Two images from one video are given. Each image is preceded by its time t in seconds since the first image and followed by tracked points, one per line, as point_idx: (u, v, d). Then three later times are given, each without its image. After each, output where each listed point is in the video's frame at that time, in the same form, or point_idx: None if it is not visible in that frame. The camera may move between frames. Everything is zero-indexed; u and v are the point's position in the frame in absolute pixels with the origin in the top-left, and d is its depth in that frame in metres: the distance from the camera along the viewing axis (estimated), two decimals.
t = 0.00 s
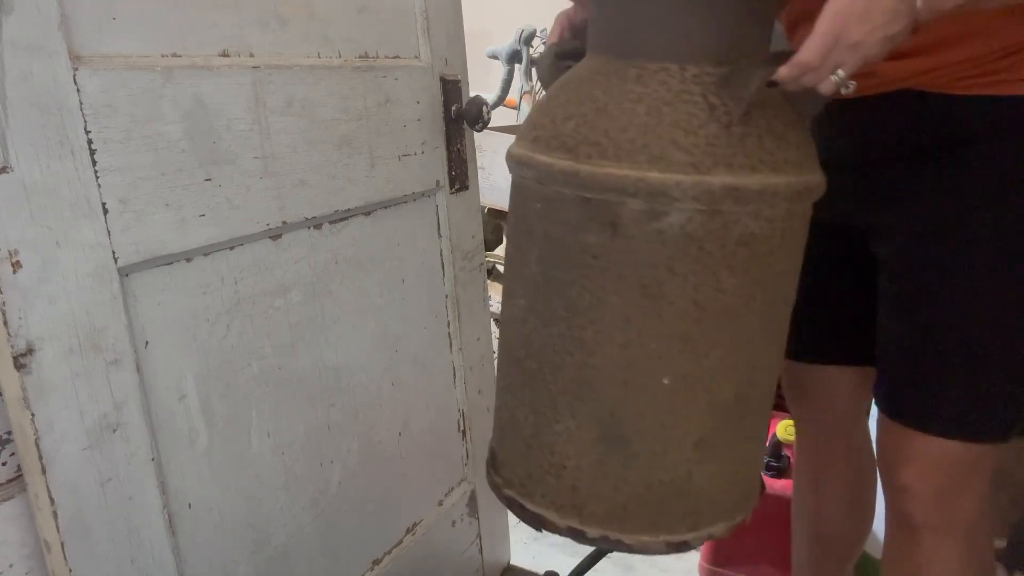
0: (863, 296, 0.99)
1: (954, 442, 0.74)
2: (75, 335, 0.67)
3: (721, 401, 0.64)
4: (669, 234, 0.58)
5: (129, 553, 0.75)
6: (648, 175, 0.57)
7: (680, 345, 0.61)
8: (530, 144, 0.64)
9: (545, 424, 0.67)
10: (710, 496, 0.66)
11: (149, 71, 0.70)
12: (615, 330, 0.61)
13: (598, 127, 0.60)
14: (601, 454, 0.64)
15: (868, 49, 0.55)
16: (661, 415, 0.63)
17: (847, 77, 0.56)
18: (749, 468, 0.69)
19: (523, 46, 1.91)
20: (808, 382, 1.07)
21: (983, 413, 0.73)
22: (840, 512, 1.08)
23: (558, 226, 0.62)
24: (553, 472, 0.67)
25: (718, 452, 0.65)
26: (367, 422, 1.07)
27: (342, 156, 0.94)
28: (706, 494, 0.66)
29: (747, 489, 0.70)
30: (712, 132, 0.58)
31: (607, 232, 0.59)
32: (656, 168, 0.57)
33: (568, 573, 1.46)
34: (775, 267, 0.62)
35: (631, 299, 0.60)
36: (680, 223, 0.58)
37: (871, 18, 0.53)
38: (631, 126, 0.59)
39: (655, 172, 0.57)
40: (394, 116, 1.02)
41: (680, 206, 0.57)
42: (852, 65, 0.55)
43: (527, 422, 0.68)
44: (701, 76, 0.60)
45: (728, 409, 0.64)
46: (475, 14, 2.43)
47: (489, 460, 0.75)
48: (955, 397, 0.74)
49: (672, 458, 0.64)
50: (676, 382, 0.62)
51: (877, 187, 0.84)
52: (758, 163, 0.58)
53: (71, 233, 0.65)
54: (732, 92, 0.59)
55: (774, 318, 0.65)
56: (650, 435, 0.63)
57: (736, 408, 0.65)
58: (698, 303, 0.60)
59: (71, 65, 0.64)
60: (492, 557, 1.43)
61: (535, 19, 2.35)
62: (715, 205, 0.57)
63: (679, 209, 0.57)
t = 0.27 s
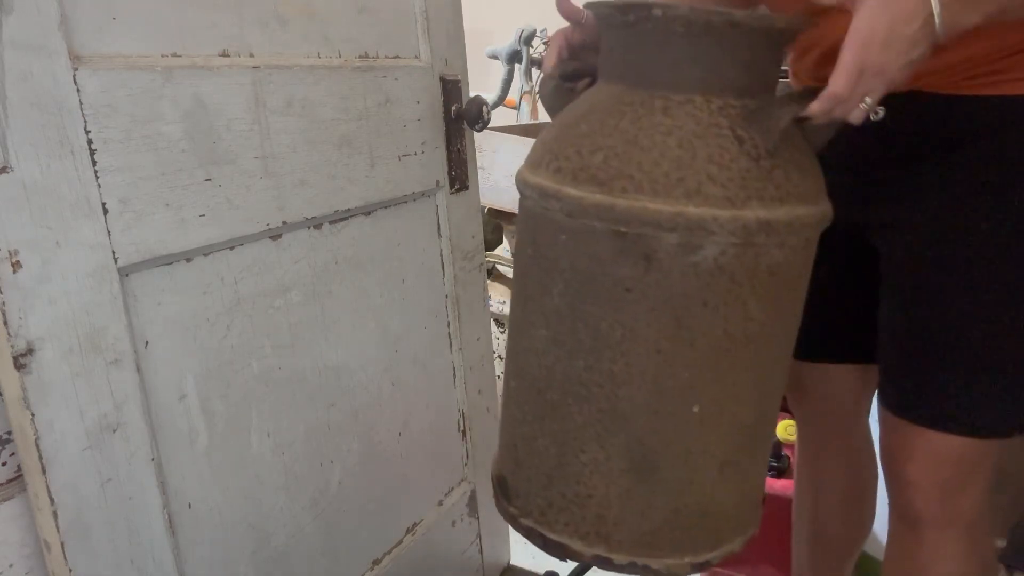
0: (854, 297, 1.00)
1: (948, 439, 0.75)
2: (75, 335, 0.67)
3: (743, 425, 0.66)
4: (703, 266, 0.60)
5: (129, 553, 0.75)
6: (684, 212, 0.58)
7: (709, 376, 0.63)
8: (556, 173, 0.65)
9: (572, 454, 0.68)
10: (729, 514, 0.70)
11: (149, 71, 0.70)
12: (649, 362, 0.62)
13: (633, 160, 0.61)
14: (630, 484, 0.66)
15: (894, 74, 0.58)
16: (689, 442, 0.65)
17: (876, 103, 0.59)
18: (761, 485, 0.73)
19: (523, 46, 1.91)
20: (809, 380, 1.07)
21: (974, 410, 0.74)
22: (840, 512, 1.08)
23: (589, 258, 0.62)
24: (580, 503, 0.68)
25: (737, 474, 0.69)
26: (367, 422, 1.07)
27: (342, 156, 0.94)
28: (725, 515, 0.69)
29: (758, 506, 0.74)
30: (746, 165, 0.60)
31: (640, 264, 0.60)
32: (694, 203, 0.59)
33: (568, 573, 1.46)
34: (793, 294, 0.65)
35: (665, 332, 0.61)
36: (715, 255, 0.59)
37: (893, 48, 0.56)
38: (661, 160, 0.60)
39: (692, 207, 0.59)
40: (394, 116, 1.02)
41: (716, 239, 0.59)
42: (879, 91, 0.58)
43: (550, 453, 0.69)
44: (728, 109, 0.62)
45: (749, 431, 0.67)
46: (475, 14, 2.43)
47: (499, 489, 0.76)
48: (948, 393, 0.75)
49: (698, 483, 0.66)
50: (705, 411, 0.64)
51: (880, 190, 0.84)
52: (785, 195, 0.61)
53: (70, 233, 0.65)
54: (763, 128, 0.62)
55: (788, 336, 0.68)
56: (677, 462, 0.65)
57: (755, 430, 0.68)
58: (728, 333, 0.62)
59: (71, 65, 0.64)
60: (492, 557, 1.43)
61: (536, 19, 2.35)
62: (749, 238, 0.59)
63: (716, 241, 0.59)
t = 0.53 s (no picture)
0: (856, 298, 1.01)
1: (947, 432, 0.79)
2: (75, 335, 0.67)
3: (746, 426, 0.70)
4: (708, 276, 0.63)
5: (128, 553, 0.75)
6: (691, 225, 0.62)
7: (714, 381, 0.66)
8: (562, 187, 0.68)
9: (581, 461, 0.71)
10: (734, 513, 0.74)
11: (149, 71, 0.70)
12: (656, 369, 0.66)
13: (636, 174, 0.64)
14: (638, 487, 0.70)
15: (888, 87, 0.62)
16: (695, 445, 0.69)
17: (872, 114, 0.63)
18: (764, 483, 0.77)
19: (523, 46, 1.91)
20: (811, 381, 1.08)
21: (966, 404, 0.77)
22: (842, 511, 1.09)
23: (596, 270, 0.66)
24: (591, 507, 0.72)
25: (741, 475, 0.73)
26: (367, 422, 1.07)
27: (342, 156, 0.94)
28: (729, 514, 0.73)
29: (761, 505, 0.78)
30: (746, 176, 0.64)
31: (647, 276, 0.64)
32: (698, 216, 0.62)
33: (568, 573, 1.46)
34: (793, 300, 0.68)
35: (672, 341, 0.65)
36: (719, 266, 0.63)
37: (887, 64, 0.60)
38: (665, 175, 0.63)
39: (697, 220, 0.62)
40: (394, 116, 1.02)
41: (720, 250, 0.62)
42: (874, 103, 0.62)
43: (561, 460, 0.73)
44: (728, 123, 0.66)
45: (752, 432, 0.71)
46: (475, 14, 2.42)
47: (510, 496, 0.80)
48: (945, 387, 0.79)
49: (704, 484, 0.70)
50: (710, 415, 0.68)
51: (883, 190, 0.87)
52: (785, 207, 0.65)
53: (70, 233, 0.65)
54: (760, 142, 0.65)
55: (790, 338, 0.71)
56: (683, 465, 0.69)
57: (758, 430, 0.72)
58: (732, 340, 0.65)
59: (71, 65, 0.64)
60: (492, 557, 1.43)
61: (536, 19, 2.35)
62: (752, 249, 0.63)
63: (720, 252, 0.62)
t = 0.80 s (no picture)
0: (854, 297, 1.02)
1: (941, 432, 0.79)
2: (75, 335, 0.67)
3: (744, 423, 0.73)
4: (700, 278, 0.66)
5: (128, 553, 0.75)
6: (681, 230, 0.65)
7: (710, 380, 0.69)
8: (561, 197, 0.72)
9: (584, 458, 0.75)
10: (737, 508, 0.76)
11: (149, 71, 0.70)
12: (652, 370, 0.69)
13: (628, 182, 0.67)
14: (640, 484, 0.73)
15: (872, 96, 0.64)
16: (694, 443, 0.71)
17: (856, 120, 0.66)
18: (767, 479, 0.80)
19: (523, 46, 1.91)
20: (816, 381, 1.08)
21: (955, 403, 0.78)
22: (847, 511, 1.09)
23: (593, 274, 0.69)
24: (595, 503, 0.75)
25: (743, 471, 0.75)
26: (368, 421, 1.07)
27: (342, 156, 0.94)
28: (728, 511, 0.76)
29: (765, 500, 0.81)
30: (735, 182, 0.66)
31: (641, 279, 0.67)
32: (687, 221, 0.65)
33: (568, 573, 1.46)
34: (787, 301, 0.71)
35: (668, 342, 0.68)
36: (710, 269, 0.66)
37: (871, 73, 0.63)
38: (657, 182, 0.66)
39: (686, 224, 0.65)
40: (394, 116, 1.02)
41: (710, 254, 0.65)
42: (858, 110, 0.65)
43: (565, 457, 0.76)
44: (718, 131, 0.68)
45: (751, 429, 0.74)
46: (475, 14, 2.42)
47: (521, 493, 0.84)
48: (934, 387, 0.79)
49: (704, 480, 0.73)
50: (707, 413, 0.70)
51: (872, 195, 0.89)
52: (775, 212, 0.67)
53: (70, 232, 0.65)
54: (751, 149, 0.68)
55: (787, 338, 0.73)
56: (682, 462, 0.72)
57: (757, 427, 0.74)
58: (726, 340, 0.68)
59: (71, 65, 0.64)
60: (492, 557, 1.43)
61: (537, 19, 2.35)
62: (741, 253, 0.65)
63: (710, 256, 0.65)
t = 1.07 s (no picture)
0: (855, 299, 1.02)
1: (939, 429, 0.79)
2: (75, 335, 0.67)
3: (722, 413, 0.76)
4: (669, 270, 0.71)
5: (128, 553, 0.75)
6: (650, 223, 0.70)
7: (682, 367, 0.74)
8: (558, 194, 0.79)
9: (570, 435, 0.82)
10: (717, 497, 0.79)
11: (149, 71, 0.70)
12: (625, 353, 0.75)
13: (611, 180, 0.74)
14: (618, 461, 0.79)
15: (836, 99, 0.68)
16: (669, 425, 0.76)
17: (824, 123, 0.68)
18: (757, 471, 0.82)
19: (523, 46, 1.91)
20: (830, 386, 1.07)
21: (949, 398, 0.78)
22: (853, 515, 1.09)
23: (578, 265, 0.77)
24: (578, 478, 0.82)
25: (724, 460, 0.78)
26: (368, 421, 1.07)
27: (342, 156, 0.94)
28: (707, 499, 0.79)
29: (757, 494, 0.83)
30: (706, 182, 0.71)
31: (616, 268, 0.73)
32: (656, 216, 0.71)
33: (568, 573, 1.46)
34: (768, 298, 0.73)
35: (637, 328, 0.74)
36: (678, 261, 0.71)
37: (832, 76, 0.66)
38: (635, 179, 0.73)
39: (655, 219, 0.70)
40: (394, 116, 1.02)
41: (677, 247, 0.70)
42: (825, 113, 0.68)
43: (555, 433, 0.84)
44: (699, 135, 0.74)
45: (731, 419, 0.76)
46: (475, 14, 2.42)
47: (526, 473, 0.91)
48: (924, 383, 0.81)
49: (681, 463, 0.77)
50: (680, 397, 0.75)
51: (868, 197, 0.91)
52: (750, 212, 0.71)
53: (70, 232, 0.65)
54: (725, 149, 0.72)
55: (772, 336, 0.76)
56: (658, 443, 0.77)
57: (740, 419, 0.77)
58: (696, 330, 0.73)
59: (71, 65, 0.64)
60: (492, 557, 1.43)
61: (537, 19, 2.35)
62: (708, 247, 0.70)
63: (678, 249, 0.70)
